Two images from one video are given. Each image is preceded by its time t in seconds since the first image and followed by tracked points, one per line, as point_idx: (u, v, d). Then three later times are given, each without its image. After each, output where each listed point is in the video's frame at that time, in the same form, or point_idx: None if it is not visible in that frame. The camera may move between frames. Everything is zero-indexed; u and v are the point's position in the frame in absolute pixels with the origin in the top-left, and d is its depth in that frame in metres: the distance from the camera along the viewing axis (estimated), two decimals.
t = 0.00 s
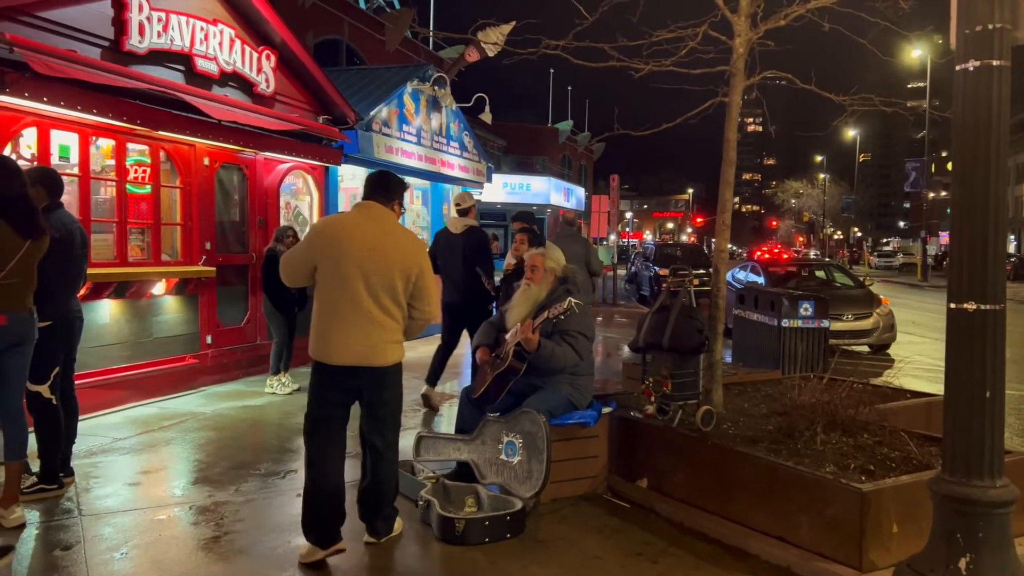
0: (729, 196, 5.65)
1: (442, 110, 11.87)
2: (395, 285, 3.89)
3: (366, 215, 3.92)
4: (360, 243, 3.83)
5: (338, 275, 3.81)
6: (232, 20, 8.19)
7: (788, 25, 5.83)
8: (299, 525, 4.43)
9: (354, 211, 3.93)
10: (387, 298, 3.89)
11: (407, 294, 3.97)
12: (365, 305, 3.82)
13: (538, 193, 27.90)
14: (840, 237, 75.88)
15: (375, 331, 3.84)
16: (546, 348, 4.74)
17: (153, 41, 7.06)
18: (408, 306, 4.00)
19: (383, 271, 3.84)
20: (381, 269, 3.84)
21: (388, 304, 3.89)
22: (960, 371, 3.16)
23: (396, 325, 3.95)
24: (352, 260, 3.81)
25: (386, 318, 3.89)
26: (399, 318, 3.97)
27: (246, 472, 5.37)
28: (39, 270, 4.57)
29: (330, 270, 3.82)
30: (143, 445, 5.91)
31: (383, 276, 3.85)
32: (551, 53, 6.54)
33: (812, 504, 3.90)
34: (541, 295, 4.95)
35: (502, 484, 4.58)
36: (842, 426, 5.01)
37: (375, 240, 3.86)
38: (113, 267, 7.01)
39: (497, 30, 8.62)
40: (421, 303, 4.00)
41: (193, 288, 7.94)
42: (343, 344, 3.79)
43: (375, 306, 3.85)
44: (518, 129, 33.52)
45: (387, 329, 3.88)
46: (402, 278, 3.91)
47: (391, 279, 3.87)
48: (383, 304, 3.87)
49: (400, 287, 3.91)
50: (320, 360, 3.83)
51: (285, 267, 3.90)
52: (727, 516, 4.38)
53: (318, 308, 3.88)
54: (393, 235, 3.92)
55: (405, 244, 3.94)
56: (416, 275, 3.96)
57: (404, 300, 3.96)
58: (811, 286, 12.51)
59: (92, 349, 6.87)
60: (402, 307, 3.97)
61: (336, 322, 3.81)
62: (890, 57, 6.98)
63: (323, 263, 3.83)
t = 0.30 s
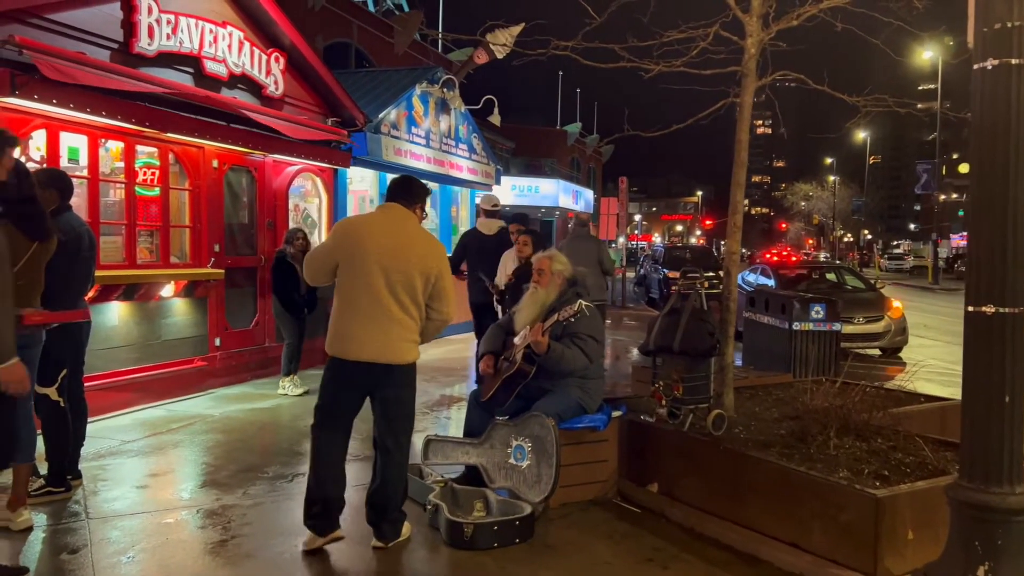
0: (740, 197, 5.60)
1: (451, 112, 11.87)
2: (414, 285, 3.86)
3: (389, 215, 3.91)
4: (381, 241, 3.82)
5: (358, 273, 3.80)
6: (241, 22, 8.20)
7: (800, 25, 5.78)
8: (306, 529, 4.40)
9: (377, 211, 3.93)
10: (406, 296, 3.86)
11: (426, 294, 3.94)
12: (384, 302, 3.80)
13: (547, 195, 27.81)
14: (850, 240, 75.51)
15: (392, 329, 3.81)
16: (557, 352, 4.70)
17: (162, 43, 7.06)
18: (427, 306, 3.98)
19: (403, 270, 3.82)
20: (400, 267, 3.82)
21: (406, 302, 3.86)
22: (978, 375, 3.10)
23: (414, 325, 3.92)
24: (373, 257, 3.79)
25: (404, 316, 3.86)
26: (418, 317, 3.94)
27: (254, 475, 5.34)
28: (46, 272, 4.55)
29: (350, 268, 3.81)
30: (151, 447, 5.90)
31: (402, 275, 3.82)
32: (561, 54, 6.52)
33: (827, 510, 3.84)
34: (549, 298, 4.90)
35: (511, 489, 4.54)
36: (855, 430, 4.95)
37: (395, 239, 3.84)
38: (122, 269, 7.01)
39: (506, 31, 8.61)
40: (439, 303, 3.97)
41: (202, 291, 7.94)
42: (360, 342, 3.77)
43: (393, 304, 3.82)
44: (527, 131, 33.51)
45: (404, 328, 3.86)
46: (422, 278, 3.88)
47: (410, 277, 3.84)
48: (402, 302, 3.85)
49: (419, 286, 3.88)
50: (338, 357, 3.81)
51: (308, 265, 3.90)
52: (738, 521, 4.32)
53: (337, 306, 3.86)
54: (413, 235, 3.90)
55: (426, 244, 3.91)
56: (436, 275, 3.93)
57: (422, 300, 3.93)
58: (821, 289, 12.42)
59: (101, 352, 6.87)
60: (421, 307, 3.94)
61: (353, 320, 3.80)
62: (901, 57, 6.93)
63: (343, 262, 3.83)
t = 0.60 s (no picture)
0: (755, 200, 5.53)
1: (462, 114, 11.85)
2: (421, 287, 3.83)
3: (395, 217, 3.88)
4: (387, 243, 3.79)
5: (365, 276, 3.77)
6: (252, 25, 8.21)
7: (815, 26, 5.72)
8: (316, 533, 4.37)
9: (383, 213, 3.90)
10: (412, 299, 3.82)
11: (432, 296, 3.90)
12: (391, 305, 3.77)
13: (558, 198, 27.74)
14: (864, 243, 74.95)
15: (400, 331, 3.78)
16: (569, 352, 4.67)
17: (174, 45, 7.07)
18: (434, 308, 3.95)
19: (408, 272, 3.79)
20: (406, 270, 3.78)
21: (413, 305, 3.83)
22: (1001, 381, 3.02)
23: (421, 327, 3.88)
24: (379, 260, 3.76)
25: (411, 319, 3.83)
26: (425, 320, 3.91)
27: (264, 479, 5.32)
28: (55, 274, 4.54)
29: (356, 271, 3.78)
30: (161, 450, 5.89)
31: (408, 277, 3.79)
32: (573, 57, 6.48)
33: (844, 516, 3.77)
34: (560, 299, 4.86)
35: (522, 493, 4.49)
36: (871, 435, 4.87)
37: (401, 241, 3.81)
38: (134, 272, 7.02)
39: (517, 33, 8.58)
40: (445, 305, 3.94)
41: (213, 293, 7.94)
42: (368, 344, 3.75)
43: (400, 306, 3.79)
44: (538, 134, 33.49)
45: (412, 330, 3.82)
46: (428, 280, 3.85)
47: (416, 279, 3.81)
48: (408, 304, 3.81)
49: (426, 288, 3.85)
50: (347, 359, 3.79)
51: (316, 267, 3.89)
52: (752, 527, 4.26)
53: (346, 308, 3.84)
54: (419, 237, 3.86)
55: (432, 246, 3.88)
56: (441, 277, 3.89)
57: (429, 302, 3.90)
58: (835, 292, 12.31)
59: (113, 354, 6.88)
60: (428, 309, 3.91)
61: (361, 322, 3.77)
62: (917, 58, 6.85)
63: (350, 264, 3.80)
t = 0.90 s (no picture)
0: (770, 203, 5.48)
1: (475, 117, 11.85)
2: (430, 291, 3.82)
3: (402, 221, 3.86)
4: (394, 247, 3.77)
5: (373, 281, 3.75)
6: (266, 29, 8.24)
7: (831, 28, 5.66)
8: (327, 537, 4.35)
9: (389, 217, 3.88)
10: (421, 302, 3.81)
11: (441, 299, 3.89)
12: (400, 309, 3.75)
13: (571, 201, 27.68)
14: (880, 246, 74.31)
15: (409, 335, 3.76)
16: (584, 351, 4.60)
17: (188, 49, 7.09)
18: (442, 311, 3.94)
19: (417, 275, 3.77)
20: (415, 273, 3.77)
21: (422, 309, 3.81)
22: None
23: (430, 330, 3.87)
24: (387, 264, 3.74)
25: (420, 322, 3.81)
26: (433, 323, 3.89)
27: (275, 483, 5.31)
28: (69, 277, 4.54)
29: (365, 275, 3.76)
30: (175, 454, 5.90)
31: (416, 281, 3.77)
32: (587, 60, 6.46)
33: (860, 524, 3.71)
34: (575, 302, 4.83)
35: (535, 499, 4.46)
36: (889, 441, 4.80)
37: (409, 245, 3.79)
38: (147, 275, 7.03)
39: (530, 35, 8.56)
40: (453, 308, 3.93)
41: (226, 297, 7.94)
42: (377, 348, 3.72)
43: (408, 310, 3.77)
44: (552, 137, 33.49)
45: (421, 333, 3.81)
46: (435, 283, 3.83)
47: (424, 282, 3.79)
48: (417, 308, 3.79)
49: (434, 291, 3.83)
50: (356, 363, 3.77)
51: (324, 272, 3.87)
52: (767, 535, 4.21)
53: (354, 313, 3.82)
54: (426, 240, 3.85)
55: (438, 249, 3.87)
56: (449, 280, 3.88)
57: (437, 305, 3.88)
58: (851, 295, 12.19)
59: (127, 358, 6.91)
60: (436, 312, 3.89)
61: (370, 327, 3.75)
62: (936, 60, 6.77)
63: (358, 268, 3.78)
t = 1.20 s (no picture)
0: (785, 206, 5.42)
1: (489, 121, 11.85)
2: (439, 294, 3.80)
3: (410, 224, 3.85)
4: (403, 250, 3.76)
5: (382, 285, 3.74)
6: (282, 33, 8.28)
7: (847, 29, 5.61)
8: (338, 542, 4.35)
9: (397, 220, 3.87)
10: (431, 305, 3.80)
11: (450, 302, 3.88)
12: (410, 313, 3.74)
13: (586, 204, 27.62)
14: (899, 249, 73.59)
15: (419, 339, 3.75)
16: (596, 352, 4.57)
17: (204, 54, 7.14)
18: (452, 314, 3.93)
19: (426, 279, 3.76)
20: (424, 277, 3.76)
21: (432, 312, 3.80)
22: None
23: (440, 334, 3.86)
24: (396, 268, 3.73)
25: (430, 325, 3.80)
26: (443, 326, 3.88)
27: (287, 485, 5.32)
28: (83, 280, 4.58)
29: (374, 279, 3.76)
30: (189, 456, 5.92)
31: (426, 284, 3.76)
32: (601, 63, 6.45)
33: (877, 532, 3.65)
34: (589, 305, 4.80)
35: (547, 504, 4.44)
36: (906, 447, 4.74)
37: (417, 249, 3.78)
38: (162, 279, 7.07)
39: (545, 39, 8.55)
40: (463, 311, 3.92)
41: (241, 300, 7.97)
42: (387, 352, 3.72)
43: (418, 313, 3.76)
44: (567, 140, 33.47)
45: (431, 336, 3.80)
46: (445, 286, 3.82)
47: (434, 286, 3.78)
48: (426, 311, 3.78)
49: (444, 295, 3.82)
50: (365, 367, 3.76)
51: (333, 277, 3.87)
52: (782, 542, 4.16)
53: (363, 317, 3.81)
54: (434, 243, 3.84)
55: (447, 251, 3.86)
56: (458, 282, 3.87)
57: (447, 308, 3.87)
58: (869, 299, 12.05)
59: (142, 361, 6.96)
60: (446, 315, 3.88)
61: (380, 331, 3.74)
62: (955, 61, 6.69)
63: (367, 273, 3.77)
